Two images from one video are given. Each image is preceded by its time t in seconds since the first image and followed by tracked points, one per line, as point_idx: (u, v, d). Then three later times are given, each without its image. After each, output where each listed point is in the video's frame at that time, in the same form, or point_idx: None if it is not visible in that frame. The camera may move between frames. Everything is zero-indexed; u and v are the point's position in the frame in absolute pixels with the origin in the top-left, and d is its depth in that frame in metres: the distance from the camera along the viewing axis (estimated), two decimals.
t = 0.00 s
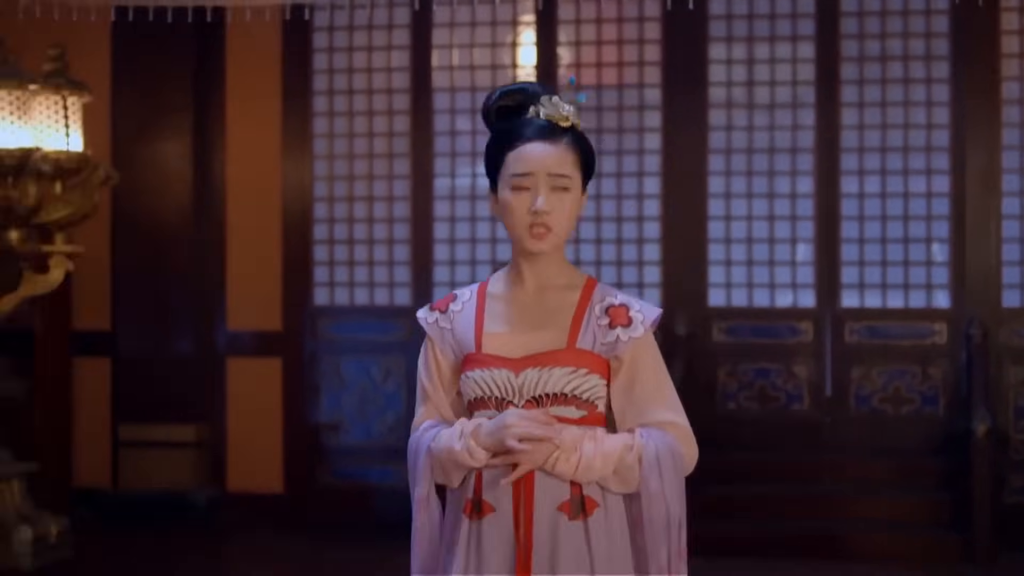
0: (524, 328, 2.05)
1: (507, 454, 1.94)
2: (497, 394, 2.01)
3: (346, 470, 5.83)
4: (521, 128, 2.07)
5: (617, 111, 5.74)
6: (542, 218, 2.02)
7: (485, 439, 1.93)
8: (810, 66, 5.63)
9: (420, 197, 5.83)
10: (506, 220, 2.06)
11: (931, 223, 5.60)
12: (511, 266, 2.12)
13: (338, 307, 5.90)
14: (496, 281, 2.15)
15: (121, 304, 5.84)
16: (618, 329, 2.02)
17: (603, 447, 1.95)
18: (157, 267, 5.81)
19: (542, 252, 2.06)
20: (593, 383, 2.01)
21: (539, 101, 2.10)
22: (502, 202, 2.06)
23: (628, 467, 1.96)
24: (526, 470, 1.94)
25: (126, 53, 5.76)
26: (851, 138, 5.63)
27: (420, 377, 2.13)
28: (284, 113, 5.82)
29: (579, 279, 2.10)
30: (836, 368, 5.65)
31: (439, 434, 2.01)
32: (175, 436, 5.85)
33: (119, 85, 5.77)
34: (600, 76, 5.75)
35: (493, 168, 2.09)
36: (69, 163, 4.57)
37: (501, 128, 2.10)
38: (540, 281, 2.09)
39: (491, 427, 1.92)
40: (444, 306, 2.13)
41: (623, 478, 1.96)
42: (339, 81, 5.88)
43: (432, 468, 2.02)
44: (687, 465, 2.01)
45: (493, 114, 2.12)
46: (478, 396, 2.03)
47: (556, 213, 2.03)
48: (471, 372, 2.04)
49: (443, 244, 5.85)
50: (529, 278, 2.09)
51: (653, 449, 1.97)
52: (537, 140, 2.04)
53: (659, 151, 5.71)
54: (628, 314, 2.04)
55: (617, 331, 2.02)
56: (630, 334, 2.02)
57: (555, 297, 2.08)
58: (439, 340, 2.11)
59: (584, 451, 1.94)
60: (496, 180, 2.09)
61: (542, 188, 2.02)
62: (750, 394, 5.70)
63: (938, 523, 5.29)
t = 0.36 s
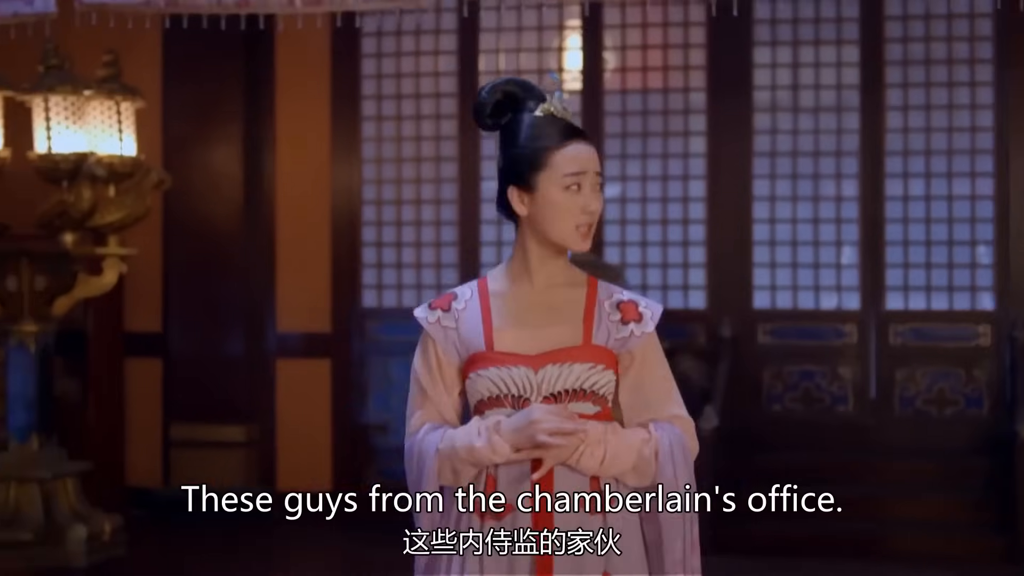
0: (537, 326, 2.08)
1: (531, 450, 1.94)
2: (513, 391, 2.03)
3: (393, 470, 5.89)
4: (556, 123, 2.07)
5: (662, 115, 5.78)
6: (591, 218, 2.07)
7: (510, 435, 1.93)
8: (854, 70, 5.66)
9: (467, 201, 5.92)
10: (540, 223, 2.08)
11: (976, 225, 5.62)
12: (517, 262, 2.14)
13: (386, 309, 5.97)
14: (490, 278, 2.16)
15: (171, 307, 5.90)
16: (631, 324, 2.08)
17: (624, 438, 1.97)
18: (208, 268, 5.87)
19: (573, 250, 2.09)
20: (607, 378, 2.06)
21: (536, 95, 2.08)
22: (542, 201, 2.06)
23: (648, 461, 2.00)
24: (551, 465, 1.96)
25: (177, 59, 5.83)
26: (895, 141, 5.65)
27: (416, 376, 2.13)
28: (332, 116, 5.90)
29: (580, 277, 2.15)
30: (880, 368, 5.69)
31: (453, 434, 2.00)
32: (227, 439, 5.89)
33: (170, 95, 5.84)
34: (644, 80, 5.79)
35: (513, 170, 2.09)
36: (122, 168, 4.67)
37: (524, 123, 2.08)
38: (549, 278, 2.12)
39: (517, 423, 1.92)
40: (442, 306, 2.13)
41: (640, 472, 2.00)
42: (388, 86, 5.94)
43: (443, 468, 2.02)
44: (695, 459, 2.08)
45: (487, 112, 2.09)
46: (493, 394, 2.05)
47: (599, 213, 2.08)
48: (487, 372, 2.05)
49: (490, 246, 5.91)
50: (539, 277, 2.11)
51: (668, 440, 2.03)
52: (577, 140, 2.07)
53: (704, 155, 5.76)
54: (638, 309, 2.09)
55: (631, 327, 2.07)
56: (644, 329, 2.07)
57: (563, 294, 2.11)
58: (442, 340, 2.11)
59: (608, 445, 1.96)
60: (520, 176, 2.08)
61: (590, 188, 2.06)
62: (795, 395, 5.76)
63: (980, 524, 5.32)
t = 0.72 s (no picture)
0: (530, 318, 2.06)
1: (521, 441, 1.93)
2: (502, 381, 2.02)
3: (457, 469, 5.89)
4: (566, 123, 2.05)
5: (716, 118, 5.82)
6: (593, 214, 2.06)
7: (501, 425, 1.92)
8: (906, 73, 5.69)
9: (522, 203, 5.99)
10: (541, 217, 2.06)
11: None
12: (510, 256, 2.11)
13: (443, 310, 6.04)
14: (480, 267, 2.14)
15: (230, 311, 6.00)
16: (620, 326, 2.08)
17: (607, 436, 1.99)
18: (265, 271, 5.97)
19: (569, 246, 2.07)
20: (591, 377, 2.07)
21: (535, 94, 2.08)
22: (546, 194, 2.04)
23: (628, 461, 2.02)
24: (535, 457, 1.96)
25: (235, 66, 5.93)
26: (947, 143, 5.68)
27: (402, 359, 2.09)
28: (388, 122, 5.98)
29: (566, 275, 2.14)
30: (933, 368, 5.72)
31: (439, 419, 1.99)
32: (280, 436, 5.97)
33: (229, 98, 5.93)
34: (697, 84, 5.83)
35: (514, 164, 2.07)
36: (184, 172, 4.78)
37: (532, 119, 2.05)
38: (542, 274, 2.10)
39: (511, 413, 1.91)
40: (435, 290, 2.09)
41: (620, 471, 2.02)
42: (444, 89, 6.01)
43: (427, 455, 2.00)
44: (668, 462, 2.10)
45: (488, 107, 2.07)
46: (481, 383, 2.03)
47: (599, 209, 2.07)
48: (478, 361, 2.03)
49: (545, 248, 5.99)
50: (533, 271, 2.09)
51: (648, 442, 2.05)
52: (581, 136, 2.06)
53: (757, 157, 5.80)
54: (626, 313, 2.10)
55: (620, 330, 2.08)
56: (632, 333, 2.08)
57: (556, 289, 2.09)
58: (433, 325, 2.07)
59: (592, 442, 1.98)
60: (523, 171, 2.05)
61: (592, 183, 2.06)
62: (847, 396, 5.79)
63: None
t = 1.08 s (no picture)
0: (520, 326, 2.09)
1: (497, 443, 1.97)
2: (487, 385, 2.06)
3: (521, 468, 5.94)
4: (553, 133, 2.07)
5: (775, 120, 5.88)
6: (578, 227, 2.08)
7: (478, 426, 1.96)
8: (965, 75, 5.73)
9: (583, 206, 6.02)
10: (527, 228, 2.08)
11: None
12: (503, 267, 2.14)
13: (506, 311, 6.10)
14: (479, 274, 2.17)
15: (295, 314, 6.08)
16: (609, 338, 2.10)
17: (589, 444, 2.00)
18: (331, 271, 6.07)
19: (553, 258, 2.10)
20: (580, 385, 2.09)
21: (527, 104, 2.09)
22: (528, 206, 2.07)
23: (609, 470, 2.03)
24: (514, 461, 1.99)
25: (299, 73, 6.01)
26: (1007, 145, 5.71)
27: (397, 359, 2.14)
28: (451, 124, 6.05)
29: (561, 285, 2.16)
30: (991, 367, 5.74)
31: (424, 419, 2.03)
32: (342, 434, 6.05)
33: (293, 104, 6.02)
34: (758, 87, 5.88)
35: (501, 175, 2.09)
36: (252, 174, 4.88)
37: (517, 129, 2.07)
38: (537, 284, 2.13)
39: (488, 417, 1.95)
40: (429, 296, 2.13)
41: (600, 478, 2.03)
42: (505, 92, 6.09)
43: (412, 452, 2.04)
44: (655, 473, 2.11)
45: (477, 117, 2.09)
46: (466, 385, 2.06)
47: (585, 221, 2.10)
48: (465, 364, 2.07)
49: (606, 250, 6.04)
50: (525, 281, 2.12)
51: (630, 456, 2.06)
52: (567, 148, 2.07)
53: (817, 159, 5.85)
54: (619, 323, 2.11)
55: (609, 340, 2.09)
56: (621, 344, 2.09)
57: (547, 299, 2.12)
58: (425, 329, 2.11)
59: (572, 450, 1.99)
60: (508, 182, 2.08)
61: (576, 195, 2.07)
62: (906, 396, 5.83)
63: None
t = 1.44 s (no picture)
0: (551, 330, 2.47)
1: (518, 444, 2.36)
2: (518, 388, 2.44)
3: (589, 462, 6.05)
4: (563, 140, 2.46)
5: (845, 119, 5.92)
6: (586, 224, 2.45)
7: (501, 428, 2.36)
8: None
9: (655, 205, 6.07)
10: (547, 228, 2.47)
11: None
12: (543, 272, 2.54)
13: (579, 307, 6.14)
14: (526, 279, 2.58)
15: (372, 315, 6.19)
16: (638, 339, 2.43)
17: (609, 450, 2.36)
18: (405, 270, 6.17)
19: (579, 257, 2.48)
20: (609, 387, 2.43)
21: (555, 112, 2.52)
22: (541, 210, 2.47)
23: (636, 471, 2.37)
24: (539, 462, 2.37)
25: (377, 77, 6.13)
26: None
27: (457, 361, 2.57)
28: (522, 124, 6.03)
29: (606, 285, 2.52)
30: None
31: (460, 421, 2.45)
32: (416, 430, 6.13)
33: (370, 107, 6.14)
34: (827, 85, 5.93)
35: (525, 175, 2.50)
36: (330, 174, 4.97)
37: (536, 140, 2.49)
38: (570, 287, 2.50)
39: (511, 420, 2.34)
40: (477, 300, 2.57)
41: (625, 480, 2.38)
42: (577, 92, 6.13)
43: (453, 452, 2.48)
44: (687, 470, 2.43)
45: (508, 124, 2.52)
46: (502, 388, 2.46)
47: (596, 218, 2.45)
48: (501, 363, 2.47)
49: (679, 248, 6.10)
50: (559, 286, 2.50)
51: (659, 456, 2.39)
52: (573, 150, 2.45)
53: (887, 157, 5.88)
54: (650, 324, 2.44)
55: (637, 342, 2.42)
56: (649, 345, 2.42)
57: (579, 302, 2.49)
58: (476, 331, 2.54)
59: (593, 452, 2.35)
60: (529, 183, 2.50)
61: (581, 195, 2.44)
62: (976, 393, 5.78)
63: None
